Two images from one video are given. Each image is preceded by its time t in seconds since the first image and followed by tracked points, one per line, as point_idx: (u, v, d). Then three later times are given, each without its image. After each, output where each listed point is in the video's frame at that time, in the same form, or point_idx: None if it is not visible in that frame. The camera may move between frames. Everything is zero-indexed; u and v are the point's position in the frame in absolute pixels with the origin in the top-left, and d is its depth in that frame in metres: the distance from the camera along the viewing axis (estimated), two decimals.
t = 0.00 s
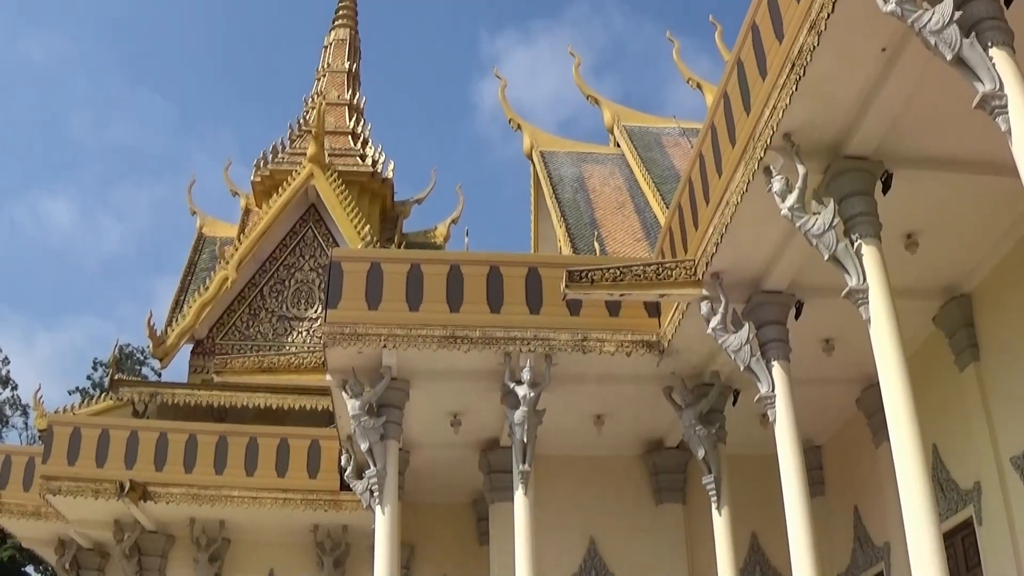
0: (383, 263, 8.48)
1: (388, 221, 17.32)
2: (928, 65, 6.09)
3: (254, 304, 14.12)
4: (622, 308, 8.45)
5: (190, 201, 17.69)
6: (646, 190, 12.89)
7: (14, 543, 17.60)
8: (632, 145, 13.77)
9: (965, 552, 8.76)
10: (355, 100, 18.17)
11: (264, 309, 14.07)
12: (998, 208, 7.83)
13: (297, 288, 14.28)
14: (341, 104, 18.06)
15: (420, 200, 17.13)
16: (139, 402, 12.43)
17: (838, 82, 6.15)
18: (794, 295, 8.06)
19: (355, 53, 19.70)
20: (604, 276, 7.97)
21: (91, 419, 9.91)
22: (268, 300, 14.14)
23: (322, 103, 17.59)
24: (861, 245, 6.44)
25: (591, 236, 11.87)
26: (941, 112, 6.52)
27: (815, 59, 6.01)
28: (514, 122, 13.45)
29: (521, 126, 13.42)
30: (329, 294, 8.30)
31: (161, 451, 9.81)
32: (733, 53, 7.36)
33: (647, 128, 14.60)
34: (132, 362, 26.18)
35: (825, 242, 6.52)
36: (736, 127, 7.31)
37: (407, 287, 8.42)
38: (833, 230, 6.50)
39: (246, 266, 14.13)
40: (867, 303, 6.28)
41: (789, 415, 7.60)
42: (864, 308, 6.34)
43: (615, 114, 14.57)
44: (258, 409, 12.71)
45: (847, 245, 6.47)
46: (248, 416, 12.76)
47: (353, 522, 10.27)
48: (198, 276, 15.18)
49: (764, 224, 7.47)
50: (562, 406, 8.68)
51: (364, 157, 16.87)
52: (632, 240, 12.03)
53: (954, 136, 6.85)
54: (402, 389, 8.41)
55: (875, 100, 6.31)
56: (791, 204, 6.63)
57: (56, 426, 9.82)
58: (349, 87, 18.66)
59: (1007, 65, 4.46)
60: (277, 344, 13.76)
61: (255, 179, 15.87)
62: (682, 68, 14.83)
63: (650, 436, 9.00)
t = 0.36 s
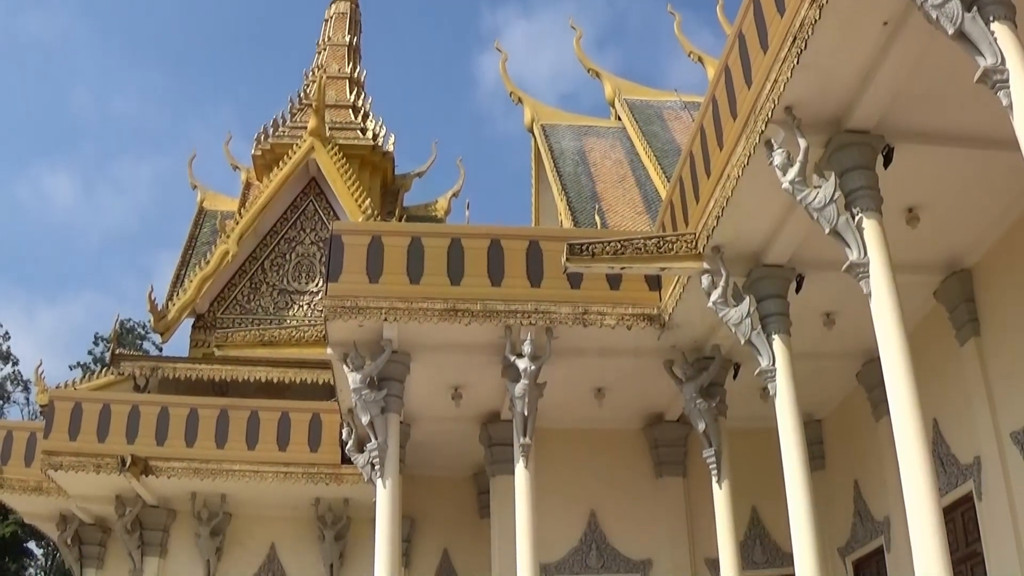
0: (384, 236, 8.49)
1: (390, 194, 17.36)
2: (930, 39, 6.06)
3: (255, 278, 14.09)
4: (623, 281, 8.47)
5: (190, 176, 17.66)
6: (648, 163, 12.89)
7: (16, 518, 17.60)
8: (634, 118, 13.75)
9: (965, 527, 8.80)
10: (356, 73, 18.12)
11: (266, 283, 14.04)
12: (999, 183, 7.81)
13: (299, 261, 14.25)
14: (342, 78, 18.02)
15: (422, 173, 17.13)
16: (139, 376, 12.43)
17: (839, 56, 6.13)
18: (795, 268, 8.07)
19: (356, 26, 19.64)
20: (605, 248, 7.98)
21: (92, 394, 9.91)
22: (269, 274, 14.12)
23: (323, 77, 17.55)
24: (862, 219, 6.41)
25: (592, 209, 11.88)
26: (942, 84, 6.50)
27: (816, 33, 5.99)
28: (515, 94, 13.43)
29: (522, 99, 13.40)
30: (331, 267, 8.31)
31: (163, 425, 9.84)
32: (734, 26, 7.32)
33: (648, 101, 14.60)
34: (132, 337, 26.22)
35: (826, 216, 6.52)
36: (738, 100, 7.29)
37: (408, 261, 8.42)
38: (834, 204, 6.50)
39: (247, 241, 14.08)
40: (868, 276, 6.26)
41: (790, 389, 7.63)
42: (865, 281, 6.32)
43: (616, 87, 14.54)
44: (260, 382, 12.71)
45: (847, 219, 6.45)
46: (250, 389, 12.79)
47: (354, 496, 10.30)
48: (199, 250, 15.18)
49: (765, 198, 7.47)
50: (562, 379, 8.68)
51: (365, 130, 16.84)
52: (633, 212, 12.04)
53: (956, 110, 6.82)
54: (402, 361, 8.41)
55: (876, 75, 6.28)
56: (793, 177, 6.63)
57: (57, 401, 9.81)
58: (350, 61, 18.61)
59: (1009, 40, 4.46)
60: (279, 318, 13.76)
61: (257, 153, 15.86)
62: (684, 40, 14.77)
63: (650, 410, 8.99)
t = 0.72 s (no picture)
0: (382, 209, 8.49)
1: (388, 168, 17.37)
2: (929, 11, 6.04)
3: (253, 252, 14.13)
4: (621, 254, 8.47)
5: (188, 152, 17.63)
6: (645, 136, 12.90)
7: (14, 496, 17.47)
8: (632, 91, 13.71)
9: (962, 500, 8.81)
10: (354, 47, 18.07)
11: (264, 258, 14.09)
12: (998, 157, 7.79)
13: (297, 235, 14.26)
14: (339, 52, 17.96)
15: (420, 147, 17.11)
16: (138, 351, 12.43)
17: (838, 28, 6.10)
18: (793, 241, 8.07)
19: None
20: (603, 221, 7.97)
21: (91, 369, 9.91)
22: (266, 248, 14.15)
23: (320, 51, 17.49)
24: (861, 192, 6.39)
25: (590, 181, 11.89)
26: (941, 55, 6.47)
27: (816, 5, 5.95)
28: (513, 68, 13.38)
29: (520, 72, 13.36)
30: (329, 240, 8.30)
31: (162, 401, 9.84)
32: None
33: (645, 73, 14.57)
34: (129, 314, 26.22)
35: (824, 189, 6.49)
36: (736, 72, 7.26)
37: (406, 234, 8.42)
38: (832, 176, 6.49)
39: (244, 216, 14.07)
40: (867, 250, 6.27)
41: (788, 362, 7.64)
42: (863, 254, 6.31)
43: (614, 60, 14.50)
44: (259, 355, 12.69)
45: (846, 192, 6.42)
46: (249, 362, 12.77)
47: (352, 469, 10.34)
48: (198, 224, 15.20)
49: (763, 170, 7.45)
50: (561, 353, 8.68)
51: (362, 104, 16.83)
52: (631, 185, 12.06)
53: (955, 82, 6.80)
54: (401, 334, 8.42)
55: (875, 47, 6.26)
56: (791, 149, 6.62)
57: (55, 377, 9.80)
58: (347, 35, 18.55)
59: (1007, 14, 4.46)
60: (276, 293, 13.82)
61: (254, 128, 15.85)
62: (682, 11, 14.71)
63: (648, 383, 8.99)
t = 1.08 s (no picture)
0: (387, 175, 8.48)
1: (393, 135, 17.38)
2: None
3: (259, 220, 14.13)
4: (626, 220, 8.45)
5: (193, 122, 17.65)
6: (651, 100, 12.90)
7: (22, 470, 18.69)
8: (637, 56, 13.66)
9: (968, 467, 8.81)
10: (357, 14, 17.99)
11: (270, 226, 14.08)
12: (1006, 121, 7.72)
13: (303, 204, 14.25)
14: (343, 20, 17.89)
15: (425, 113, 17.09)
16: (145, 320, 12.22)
17: None
18: (800, 206, 8.04)
19: None
20: (609, 187, 7.96)
21: (98, 339, 9.91)
22: (272, 216, 14.14)
23: (323, 19, 17.41)
24: (868, 155, 6.38)
25: (596, 146, 11.86)
26: (949, 15, 6.40)
27: None
28: (518, 33, 13.33)
29: (525, 37, 13.31)
30: (334, 207, 8.31)
31: (169, 369, 9.86)
32: None
33: (650, 38, 14.51)
34: (132, 283, 26.48)
35: (831, 153, 6.50)
36: (742, 36, 7.20)
37: (411, 200, 8.42)
38: (838, 141, 6.49)
39: (250, 184, 14.06)
40: (874, 215, 6.27)
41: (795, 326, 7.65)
42: (870, 218, 6.33)
43: (619, 25, 14.44)
44: (265, 323, 12.76)
45: (852, 155, 6.41)
46: (256, 330, 12.76)
47: (360, 435, 10.36)
48: (203, 193, 15.26)
49: (769, 135, 7.40)
50: (567, 318, 8.68)
51: (367, 72, 16.83)
52: (637, 150, 12.05)
53: (963, 44, 6.72)
54: (408, 300, 8.44)
55: (883, 9, 6.17)
56: (797, 114, 6.60)
57: (62, 346, 9.80)
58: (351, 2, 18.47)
59: None
60: (283, 261, 13.86)
61: (258, 96, 15.84)
62: None
63: (655, 347, 8.98)
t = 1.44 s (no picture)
0: (398, 135, 8.44)
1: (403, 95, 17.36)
2: None
3: (269, 180, 14.13)
4: (638, 181, 8.41)
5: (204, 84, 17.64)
6: (663, 64, 12.88)
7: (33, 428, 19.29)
8: (649, 18, 13.63)
9: (976, 435, 8.80)
10: None
11: (280, 186, 14.10)
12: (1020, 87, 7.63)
13: (313, 164, 14.24)
14: None
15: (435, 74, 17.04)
16: (155, 280, 12.33)
17: None
18: (812, 170, 7.98)
19: None
20: (619, 148, 7.93)
21: (107, 300, 9.91)
22: (282, 176, 14.15)
23: None
24: (879, 121, 6.33)
25: (607, 108, 11.90)
26: None
27: None
28: None
29: None
30: (345, 167, 8.29)
31: (178, 329, 9.88)
32: None
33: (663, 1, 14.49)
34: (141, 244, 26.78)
35: (843, 117, 6.45)
36: None
37: (421, 160, 8.41)
38: (851, 105, 6.42)
39: (260, 144, 14.06)
40: (885, 178, 6.25)
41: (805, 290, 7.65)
42: (880, 183, 6.30)
43: None
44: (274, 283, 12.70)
45: (864, 120, 6.37)
46: (266, 290, 12.74)
47: (369, 395, 10.38)
48: (213, 153, 15.28)
49: (780, 99, 7.33)
50: (576, 280, 8.66)
51: (378, 32, 16.74)
52: (648, 112, 12.08)
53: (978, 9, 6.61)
54: (417, 261, 8.43)
55: None
56: (809, 77, 6.53)
57: (71, 307, 9.83)
58: None
59: None
60: (293, 221, 13.89)
61: (269, 56, 15.83)
62: None
63: (664, 310, 8.96)
